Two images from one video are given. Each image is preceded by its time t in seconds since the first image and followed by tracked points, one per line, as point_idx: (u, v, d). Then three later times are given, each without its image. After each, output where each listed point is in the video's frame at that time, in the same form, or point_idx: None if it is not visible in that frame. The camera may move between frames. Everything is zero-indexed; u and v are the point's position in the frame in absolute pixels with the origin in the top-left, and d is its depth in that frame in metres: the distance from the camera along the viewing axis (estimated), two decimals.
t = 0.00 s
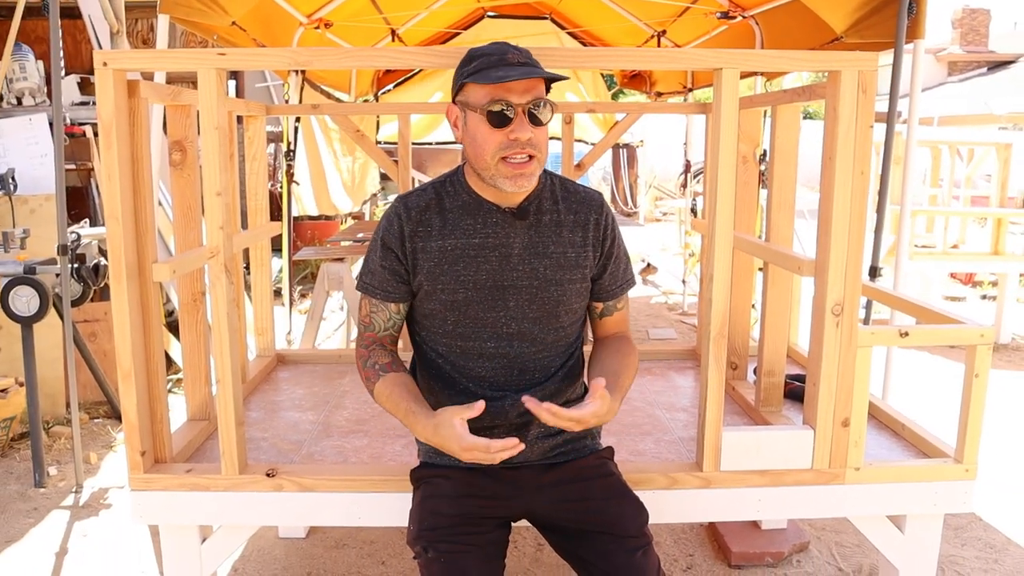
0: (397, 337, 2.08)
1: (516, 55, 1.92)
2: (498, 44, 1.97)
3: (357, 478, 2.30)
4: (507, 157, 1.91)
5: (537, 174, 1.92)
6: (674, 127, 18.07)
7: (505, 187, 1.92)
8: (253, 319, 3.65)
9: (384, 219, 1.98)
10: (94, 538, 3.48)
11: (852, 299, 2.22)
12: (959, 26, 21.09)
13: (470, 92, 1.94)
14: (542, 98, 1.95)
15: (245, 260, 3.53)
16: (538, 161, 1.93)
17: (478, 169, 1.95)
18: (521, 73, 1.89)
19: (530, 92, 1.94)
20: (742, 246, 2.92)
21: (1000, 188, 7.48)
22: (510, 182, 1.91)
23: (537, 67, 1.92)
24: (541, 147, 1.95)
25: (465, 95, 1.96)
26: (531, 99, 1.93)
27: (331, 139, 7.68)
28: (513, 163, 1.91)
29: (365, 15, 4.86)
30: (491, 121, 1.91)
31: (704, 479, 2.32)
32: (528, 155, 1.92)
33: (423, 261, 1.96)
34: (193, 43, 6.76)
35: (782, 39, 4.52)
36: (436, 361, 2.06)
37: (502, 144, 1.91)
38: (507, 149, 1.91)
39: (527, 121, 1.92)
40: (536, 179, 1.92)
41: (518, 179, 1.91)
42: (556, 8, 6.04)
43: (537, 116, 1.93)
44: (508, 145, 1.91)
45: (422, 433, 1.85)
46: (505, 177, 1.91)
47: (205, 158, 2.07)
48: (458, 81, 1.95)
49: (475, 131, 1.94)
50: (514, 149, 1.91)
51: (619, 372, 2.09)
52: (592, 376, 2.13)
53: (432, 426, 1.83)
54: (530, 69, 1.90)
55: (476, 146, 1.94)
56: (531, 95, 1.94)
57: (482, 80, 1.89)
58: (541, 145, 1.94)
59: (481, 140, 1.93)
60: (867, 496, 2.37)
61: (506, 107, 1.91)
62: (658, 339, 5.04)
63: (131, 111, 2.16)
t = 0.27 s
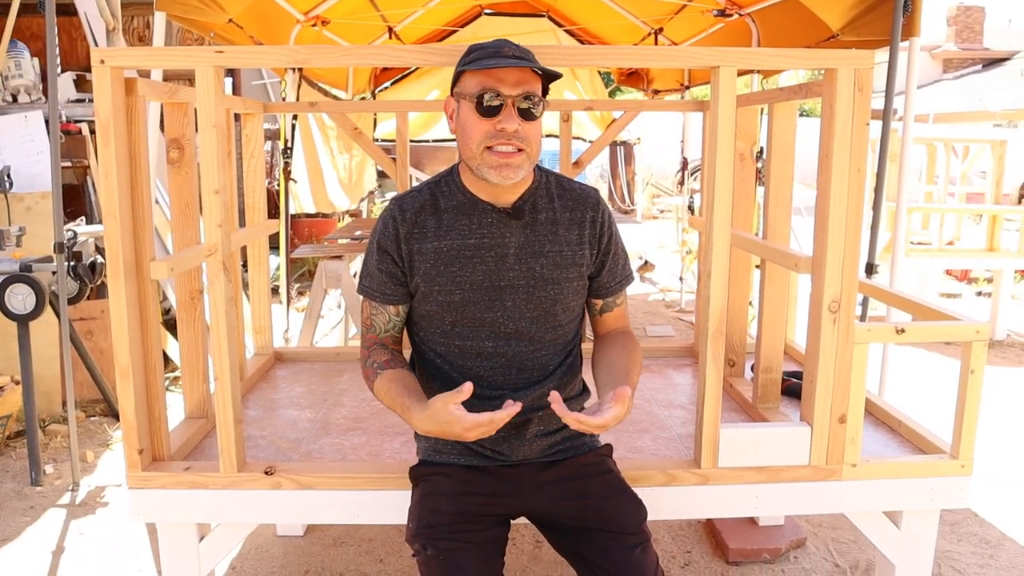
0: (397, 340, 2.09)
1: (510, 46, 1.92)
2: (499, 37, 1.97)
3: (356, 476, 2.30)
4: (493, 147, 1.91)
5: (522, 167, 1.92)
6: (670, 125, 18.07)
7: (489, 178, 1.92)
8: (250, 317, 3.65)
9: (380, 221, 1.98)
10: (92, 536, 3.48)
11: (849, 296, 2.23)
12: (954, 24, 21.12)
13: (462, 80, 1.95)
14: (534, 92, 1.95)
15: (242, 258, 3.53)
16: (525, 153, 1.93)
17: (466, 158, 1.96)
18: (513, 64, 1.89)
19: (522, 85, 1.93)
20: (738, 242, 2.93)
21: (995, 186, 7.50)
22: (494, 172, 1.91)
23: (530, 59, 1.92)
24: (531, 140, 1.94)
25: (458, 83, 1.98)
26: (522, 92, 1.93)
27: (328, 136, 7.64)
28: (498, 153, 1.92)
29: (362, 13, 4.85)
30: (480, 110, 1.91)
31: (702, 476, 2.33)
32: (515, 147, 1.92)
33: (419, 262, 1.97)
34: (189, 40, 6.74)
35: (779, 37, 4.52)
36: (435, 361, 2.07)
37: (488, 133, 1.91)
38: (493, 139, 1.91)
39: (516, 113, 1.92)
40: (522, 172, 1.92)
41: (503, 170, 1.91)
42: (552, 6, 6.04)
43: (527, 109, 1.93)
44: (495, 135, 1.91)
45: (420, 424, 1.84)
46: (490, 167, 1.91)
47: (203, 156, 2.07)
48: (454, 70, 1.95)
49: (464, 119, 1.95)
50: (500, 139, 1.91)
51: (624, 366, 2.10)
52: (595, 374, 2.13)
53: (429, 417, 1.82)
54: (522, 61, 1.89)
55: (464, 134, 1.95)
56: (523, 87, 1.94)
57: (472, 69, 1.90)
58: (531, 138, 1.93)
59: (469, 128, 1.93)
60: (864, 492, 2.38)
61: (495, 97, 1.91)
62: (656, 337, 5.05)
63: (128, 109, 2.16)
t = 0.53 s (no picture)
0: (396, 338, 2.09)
1: (508, 46, 1.91)
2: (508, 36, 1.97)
3: (357, 476, 2.31)
4: (485, 146, 1.92)
5: (513, 167, 1.92)
6: (670, 124, 18.06)
7: (481, 176, 1.93)
8: (251, 317, 3.65)
9: (382, 219, 1.98)
10: (93, 536, 3.48)
11: (850, 296, 2.23)
12: (954, 22, 21.11)
13: (460, 78, 1.96)
14: (530, 92, 1.94)
15: (243, 258, 3.53)
16: (517, 154, 1.92)
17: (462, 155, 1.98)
18: (507, 64, 1.89)
19: (517, 85, 1.93)
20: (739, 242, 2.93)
21: (996, 184, 7.49)
22: (486, 171, 1.92)
23: (526, 60, 1.91)
24: (525, 140, 1.93)
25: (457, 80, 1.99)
26: (516, 92, 1.92)
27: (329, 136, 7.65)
28: (490, 153, 1.92)
29: (362, 13, 4.84)
30: (474, 109, 1.92)
31: (703, 476, 2.33)
32: (507, 147, 1.92)
33: (420, 261, 1.97)
34: (189, 40, 6.75)
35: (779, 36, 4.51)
36: (435, 361, 2.07)
37: (481, 132, 1.92)
38: (486, 139, 1.92)
39: (508, 112, 1.92)
40: (513, 172, 1.93)
41: (494, 169, 1.92)
42: (553, 6, 6.03)
43: (520, 110, 1.92)
44: (487, 135, 1.92)
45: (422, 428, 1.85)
46: (482, 165, 1.92)
47: (204, 157, 2.07)
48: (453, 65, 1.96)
49: (460, 117, 1.96)
50: (493, 139, 1.92)
51: (614, 368, 2.10)
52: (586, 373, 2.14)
53: (431, 424, 1.82)
54: (517, 62, 1.89)
55: (460, 132, 1.96)
56: (518, 87, 1.93)
57: (467, 68, 1.90)
58: (524, 138, 1.93)
59: (464, 126, 1.95)
60: (865, 491, 2.39)
61: (489, 96, 1.91)
62: (657, 336, 5.05)
63: (129, 109, 2.16)
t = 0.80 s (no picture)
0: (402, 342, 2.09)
1: (506, 50, 1.92)
2: (507, 41, 1.98)
3: (357, 479, 2.30)
4: (482, 149, 1.92)
5: (511, 171, 1.91)
6: (670, 125, 18.06)
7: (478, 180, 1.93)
8: (251, 319, 3.65)
9: (382, 221, 1.98)
10: (93, 539, 3.48)
11: (850, 298, 2.23)
12: (955, 23, 21.10)
13: (458, 82, 1.97)
14: (527, 95, 1.94)
15: (243, 260, 3.53)
16: (515, 157, 1.92)
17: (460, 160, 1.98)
18: (504, 68, 1.89)
19: (514, 89, 1.93)
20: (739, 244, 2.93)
21: (996, 185, 7.49)
22: (485, 174, 1.92)
23: (524, 63, 1.91)
24: (522, 144, 1.93)
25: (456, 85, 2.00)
26: (514, 96, 1.93)
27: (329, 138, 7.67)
28: (488, 157, 1.92)
29: (361, 15, 4.84)
30: (471, 112, 1.93)
31: (703, 477, 2.33)
32: (505, 150, 1.92)
33: (420, 265, 1.97)
34: (189, 43, 6.75)
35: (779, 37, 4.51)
36: (435, 363, 2.07)
37: (478, 136, 1.92)
38: (483, 142, 1.92)
39: (505, 116, 1.92)
40: (511, 176, 1.92)
41: (492, 173, 1.91)
42: (553, 8, 6.03)
43: (517, 113, 1.92)
44: (484, 138, 1.92)
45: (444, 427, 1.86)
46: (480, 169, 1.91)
47: (204, 159, 2.07)
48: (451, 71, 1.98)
49: (458, 121, 1.97)
50: (489, 142, 1.92)
51: (611, 366, 2.09)
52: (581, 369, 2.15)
53: (454, 422, 1.83)
54: (514, 66, 1.89)
55: (458, 136, 1.97)
56: (515, 91, 1.93)
57: (464, 72, 1.91)
58: (522, 142, 1.93)
59: (462, 130, 1.95)
60: (865, 493, 2.38)
61: (486, 100, 1.92)
62: (657, 338, 5.05)
63: (129, 112, 2.16)
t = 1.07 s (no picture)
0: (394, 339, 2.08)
1: (503, 52, 1.91)
2: (505, 42, 1.97)
3: (354, 480, 2.30)
4: (481, 153, 1.92)
5: (511, 174, 1.92)
6: (666, 126, 18.08)
7: (478, 183, 1.93)
8: (247, 321, 3.65)
9: (380, 220, 1.98)
10: (90, 541, 3.47)
11: (847, 298, 2.23)
12: (951, 24, 21.12)
13: (457, 84, 1.97)
14: (525, 97, 1.94)
15: (239, 262, 3.52)
16: (513, 160, 1.92)
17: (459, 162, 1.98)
18: (502, 71, 1.89)
19: (512, 91, 1.93)
20: (737, 244, 2.92)
21: (992, 186, 7.50)
22: (484, 177, 1.92)
23: (522, 66, 1.91)
24: (521, 147, 1.94)
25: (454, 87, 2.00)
26: (512, 98, 1.93)
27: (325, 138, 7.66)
28: (487, 159, 1.92)
29: (358, 16, 4.84)
30: (469, 115, 1.93)
31: (701, 478, 2.33)
32: (504, 153, 1.92)
33: (418, 264, 1.97)
34: (185, 44, 6.74)
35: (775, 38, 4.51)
36: (432, 363, 2.06)
37: (477, 139, 1.93)
38: (481, 145, 1.92)
39: (504, 119, 1.92)
40: (511, 179, 1.92)
41: (491, 175, 1.91)
42: (550, 8, 6.03)
43: (515, 116, 1.92)
44: (483, 142, 1.92)
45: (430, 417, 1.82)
46: (479, 172, 1.92)
47: (200, 160, 2.07)
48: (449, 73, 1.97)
49: (457, 123, 1.97)
50: (488, 145, 1.92)
51: (617, 365, 2.10)
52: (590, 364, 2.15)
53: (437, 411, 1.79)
54: (513, 69, 1.89)
55: (456, 138, 1.97)
56: (513, 94, 1.93)
57: (463, 75, 1.90)
58: (520, 145, 1.93)
59: (460, 134, 1.95)
60: (863, 493, 2.38)
61: (485, 103, 1.92)
62: (654, 338, 5.05)
63: (125, 113, 2.16)
